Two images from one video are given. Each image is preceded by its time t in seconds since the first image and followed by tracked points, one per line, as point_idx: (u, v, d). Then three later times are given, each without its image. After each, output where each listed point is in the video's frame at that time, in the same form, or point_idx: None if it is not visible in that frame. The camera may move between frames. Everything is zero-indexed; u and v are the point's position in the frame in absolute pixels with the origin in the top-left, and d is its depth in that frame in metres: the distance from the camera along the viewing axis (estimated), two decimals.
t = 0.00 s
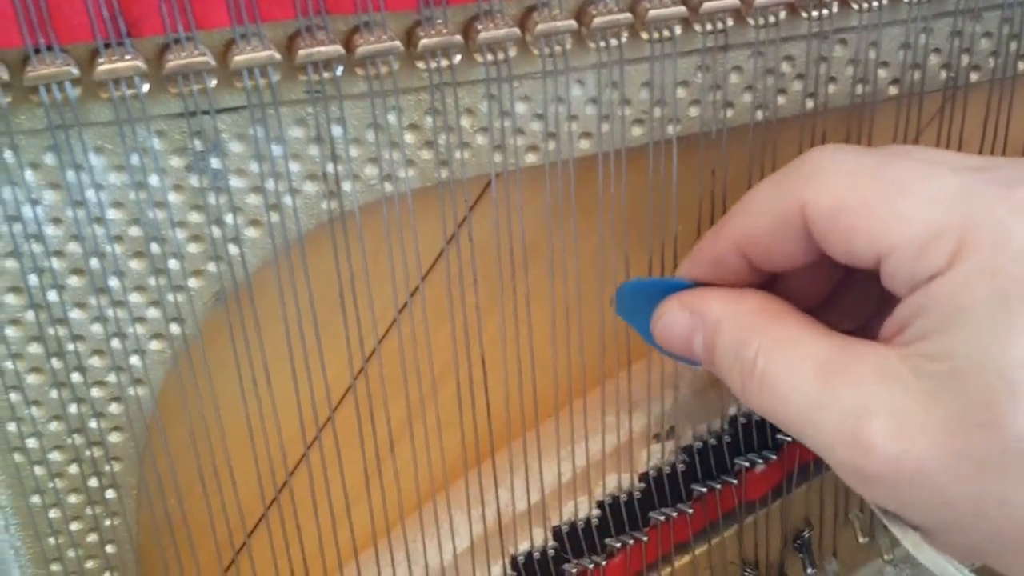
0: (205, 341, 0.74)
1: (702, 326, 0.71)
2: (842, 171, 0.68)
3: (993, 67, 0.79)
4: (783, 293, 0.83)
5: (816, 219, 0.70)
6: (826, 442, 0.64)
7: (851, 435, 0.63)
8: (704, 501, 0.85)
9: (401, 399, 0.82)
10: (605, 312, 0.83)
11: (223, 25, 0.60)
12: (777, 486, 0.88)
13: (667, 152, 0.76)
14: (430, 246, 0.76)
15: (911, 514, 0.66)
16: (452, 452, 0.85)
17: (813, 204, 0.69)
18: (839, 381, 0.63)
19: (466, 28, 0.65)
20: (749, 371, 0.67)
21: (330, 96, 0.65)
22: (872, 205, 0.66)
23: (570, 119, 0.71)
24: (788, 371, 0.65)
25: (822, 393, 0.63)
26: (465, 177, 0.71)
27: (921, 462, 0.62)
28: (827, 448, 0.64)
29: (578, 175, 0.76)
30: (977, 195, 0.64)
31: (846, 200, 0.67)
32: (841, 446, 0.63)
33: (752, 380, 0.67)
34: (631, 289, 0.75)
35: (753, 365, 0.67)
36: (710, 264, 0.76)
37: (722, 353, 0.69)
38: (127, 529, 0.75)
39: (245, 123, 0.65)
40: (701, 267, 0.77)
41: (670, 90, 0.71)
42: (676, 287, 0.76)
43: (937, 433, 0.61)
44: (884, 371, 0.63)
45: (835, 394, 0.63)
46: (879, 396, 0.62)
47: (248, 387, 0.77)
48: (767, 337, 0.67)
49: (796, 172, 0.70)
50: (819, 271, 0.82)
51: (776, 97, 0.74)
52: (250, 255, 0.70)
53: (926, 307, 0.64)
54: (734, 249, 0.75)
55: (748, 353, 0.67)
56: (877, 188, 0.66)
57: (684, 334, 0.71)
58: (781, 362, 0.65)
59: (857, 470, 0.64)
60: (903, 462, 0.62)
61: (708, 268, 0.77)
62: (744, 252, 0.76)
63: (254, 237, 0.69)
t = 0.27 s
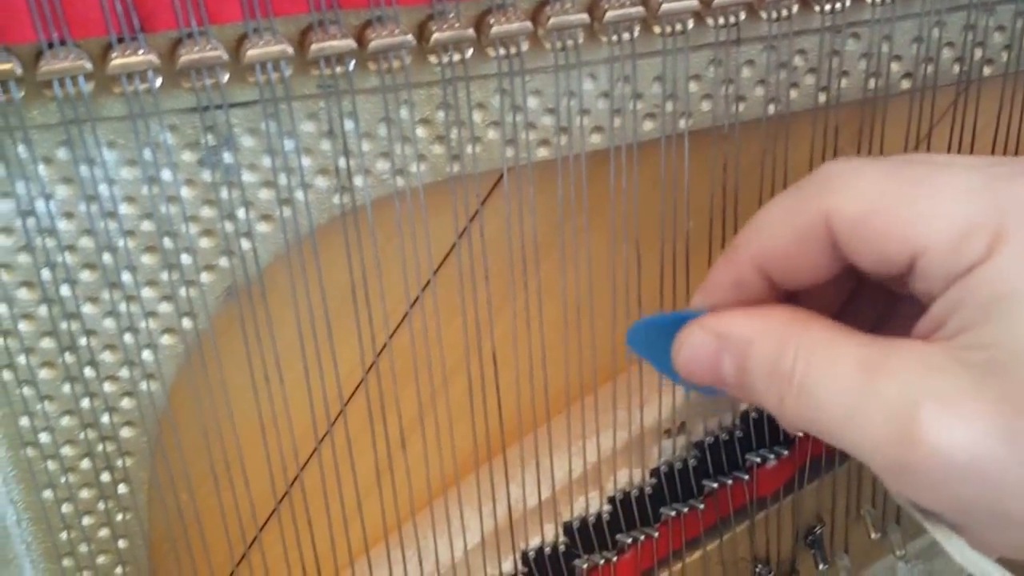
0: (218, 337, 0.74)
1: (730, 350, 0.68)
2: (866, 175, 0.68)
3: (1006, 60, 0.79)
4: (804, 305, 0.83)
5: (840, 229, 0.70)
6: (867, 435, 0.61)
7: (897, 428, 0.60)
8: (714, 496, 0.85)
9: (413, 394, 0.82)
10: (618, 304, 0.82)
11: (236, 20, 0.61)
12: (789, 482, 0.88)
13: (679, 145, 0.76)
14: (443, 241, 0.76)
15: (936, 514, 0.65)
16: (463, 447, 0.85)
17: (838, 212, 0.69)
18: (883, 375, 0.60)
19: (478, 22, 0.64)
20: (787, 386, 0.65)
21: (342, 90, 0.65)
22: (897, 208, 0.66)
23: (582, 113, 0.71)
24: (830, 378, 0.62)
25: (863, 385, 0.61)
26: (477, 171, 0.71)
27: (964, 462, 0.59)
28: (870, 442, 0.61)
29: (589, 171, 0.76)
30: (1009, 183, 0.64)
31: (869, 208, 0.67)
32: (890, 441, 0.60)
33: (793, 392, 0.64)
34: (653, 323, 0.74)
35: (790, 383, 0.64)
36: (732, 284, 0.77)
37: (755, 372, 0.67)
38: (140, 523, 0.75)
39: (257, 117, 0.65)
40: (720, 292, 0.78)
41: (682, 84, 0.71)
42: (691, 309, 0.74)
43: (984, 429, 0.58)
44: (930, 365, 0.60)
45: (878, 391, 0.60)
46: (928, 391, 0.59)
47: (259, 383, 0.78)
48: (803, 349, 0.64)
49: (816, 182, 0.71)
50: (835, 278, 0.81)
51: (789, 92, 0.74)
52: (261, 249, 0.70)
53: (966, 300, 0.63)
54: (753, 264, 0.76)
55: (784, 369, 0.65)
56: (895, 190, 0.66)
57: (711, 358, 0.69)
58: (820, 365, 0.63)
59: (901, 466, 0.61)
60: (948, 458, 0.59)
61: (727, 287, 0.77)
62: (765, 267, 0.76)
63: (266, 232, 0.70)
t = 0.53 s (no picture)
0: (226, 331, 0.74)
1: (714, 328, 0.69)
2: (858, 165, 0.67)
3: (1015, 55, 0.78)
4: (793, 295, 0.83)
5: (830, 217, 0.70)
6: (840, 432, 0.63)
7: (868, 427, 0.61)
8: (724, 492, 0.85)
9: (421, 389, 0.82)
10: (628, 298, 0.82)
11: (244, 14, 0.60)
12: (798, 477, 0.88)
13: (689, 138, 0.76)
14: (451, 233, 0.76)
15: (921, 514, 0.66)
16: (471, 441, 0.85)
17: (827, 202, 0.69)
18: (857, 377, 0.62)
19: (487, 16, 0.64)
20: (765, 372, 0.66)
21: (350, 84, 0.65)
22: (885, 200, 0.66)
23: (591, 107, 0.71)
24: (805, 375, 0.63)
25: (837, 386, 0.62)
26: (487, 166, 0.71)
27: (940, 458, 0.61)
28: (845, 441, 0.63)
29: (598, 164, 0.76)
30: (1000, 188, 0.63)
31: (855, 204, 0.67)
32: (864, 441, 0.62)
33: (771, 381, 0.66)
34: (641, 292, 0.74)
35: (767, 366, 0.66)
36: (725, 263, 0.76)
37: (735, 353, 0.68)
38: (148, 518, 0.75)
39: (265, 111, 0.65)
40: (710, 273, 0.77)
41: (692, 79, 0.71)
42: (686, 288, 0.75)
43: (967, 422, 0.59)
44: (906, 368, 0.61)
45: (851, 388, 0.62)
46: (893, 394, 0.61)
47: (268, 377, 0.77)
48: (783, 340, 0.65)
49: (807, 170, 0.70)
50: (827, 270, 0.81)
51: (798, 86, 0.74)
52: (269, 244, 0.70)
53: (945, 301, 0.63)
54: (747, 249, 0.75)
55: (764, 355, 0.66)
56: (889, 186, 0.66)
57: (696, 335, 0.69)
58: (795, 361, 0.64)
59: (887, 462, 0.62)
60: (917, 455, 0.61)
61: (721, 266, 0.76)
62: (757, 251, 0.75)
63: (274, 226, 0.69)
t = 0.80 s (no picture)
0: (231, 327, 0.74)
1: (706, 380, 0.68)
2: (835, 213, 0.65)
3: (1022, 50, 0.78)
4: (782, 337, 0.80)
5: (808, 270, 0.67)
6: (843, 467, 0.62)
7: (873, 464, 0.60)
8: (730, 487, 0.85)
9: (426, 384, 0.82)
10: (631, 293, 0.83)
11: (247, 8, 0.59)
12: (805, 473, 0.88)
13: (695, 133, 0.76)
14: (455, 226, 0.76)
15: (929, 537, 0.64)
16: (477, 438, 0.85)
17: (807, 253, 0.66)
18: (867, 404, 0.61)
19: (491, 9, 0.63)
20: (763, 416, 0.65)
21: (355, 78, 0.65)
22: (870, 238, 0.64)
23: (596, 102, 0.70)
24: (806, 416, 0.62)
25: (835, 420, 0.61)
26: (492, 160, 0.71)
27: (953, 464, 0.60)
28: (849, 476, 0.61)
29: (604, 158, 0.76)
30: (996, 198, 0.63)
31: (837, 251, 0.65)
32: (868, 475, 0.61)
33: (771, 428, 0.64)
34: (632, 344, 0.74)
35: (765, 413, 0.64)
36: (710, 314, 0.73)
37: (730, 402, 0.67)
38: (153, 515, 0.74)
39: (269, 106, 0.64)
40: (695, 321, 0.74)
41: (697, 73, 0.71)
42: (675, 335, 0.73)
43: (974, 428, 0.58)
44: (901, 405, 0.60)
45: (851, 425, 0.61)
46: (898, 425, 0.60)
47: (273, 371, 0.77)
48: (777, 385, 0.64)
49: (781, 225, 0.68)
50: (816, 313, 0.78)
51: (804, 81, 0.74)
52: (274, 239, 0.70)
53: (932, 342, 0.62)
54: (726, 298, 0.73)
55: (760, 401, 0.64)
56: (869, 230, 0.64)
57: (690, 385, 0.68)
58: (792, 400, 0.63)
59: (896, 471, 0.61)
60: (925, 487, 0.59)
61: (702, 321, 0.74)
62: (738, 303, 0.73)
63: (278, 221, 0.69)
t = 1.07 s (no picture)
0: (231, 323, 0.74)
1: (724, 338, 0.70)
2: (865, 179, 0.67)
3: None
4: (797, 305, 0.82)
5: (834, 232, 0.69)
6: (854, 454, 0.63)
7: (883, 450, 0.61)
8: (732, 485, 0.85)
9: (428, 381, 0.81)
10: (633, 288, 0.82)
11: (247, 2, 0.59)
12: (807, 470, 0.88)
13: (697, 128, 0.75)
14: (456, 222, 0.76)
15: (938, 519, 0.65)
16: (478, 434, 0.84)
17: (832, 217, 0.68)
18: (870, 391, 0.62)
19: (492, 4, 0.63)
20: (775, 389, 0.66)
21: (355, 73, 0.64)
22: (890, 215, 0.65)
23: (597, 97, 0.70)
24: (816, 394, 0.63)
25: (853, 410, 0.62)
26: (493, 156, 0.71)
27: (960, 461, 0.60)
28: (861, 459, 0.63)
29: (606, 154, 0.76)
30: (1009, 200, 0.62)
31: (858, 221, 0.67)
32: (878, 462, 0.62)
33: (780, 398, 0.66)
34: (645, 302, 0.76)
35: (775, 385, 0.66)
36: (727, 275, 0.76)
37: (742, 368, 0.69)
38: (153, 512, 0.74)
39: (268, 101, 0.64)
40: (713, 286, 0.77)
41: (699, 68, 0.70)
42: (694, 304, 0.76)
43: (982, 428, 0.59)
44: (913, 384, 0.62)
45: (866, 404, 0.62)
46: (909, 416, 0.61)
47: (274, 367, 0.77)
48: (789, 357, 0.66)
49: (811, 186, 0.70)
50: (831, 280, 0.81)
51: (806, 76, 0.73)
52: (274, 235, 0.69)
53: (956, 317, 0.63)
54: (747, 259, 0.75)
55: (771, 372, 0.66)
56: (897, 201, 0.65)
57: (703, 349, 0.71)
58: (804, 377, 0.64)
59: (904, 466, 0.61)
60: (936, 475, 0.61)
61: (722, 278, 0.76)
62: (760, 265, 0.75)
63: (278, 217, 0.69)
